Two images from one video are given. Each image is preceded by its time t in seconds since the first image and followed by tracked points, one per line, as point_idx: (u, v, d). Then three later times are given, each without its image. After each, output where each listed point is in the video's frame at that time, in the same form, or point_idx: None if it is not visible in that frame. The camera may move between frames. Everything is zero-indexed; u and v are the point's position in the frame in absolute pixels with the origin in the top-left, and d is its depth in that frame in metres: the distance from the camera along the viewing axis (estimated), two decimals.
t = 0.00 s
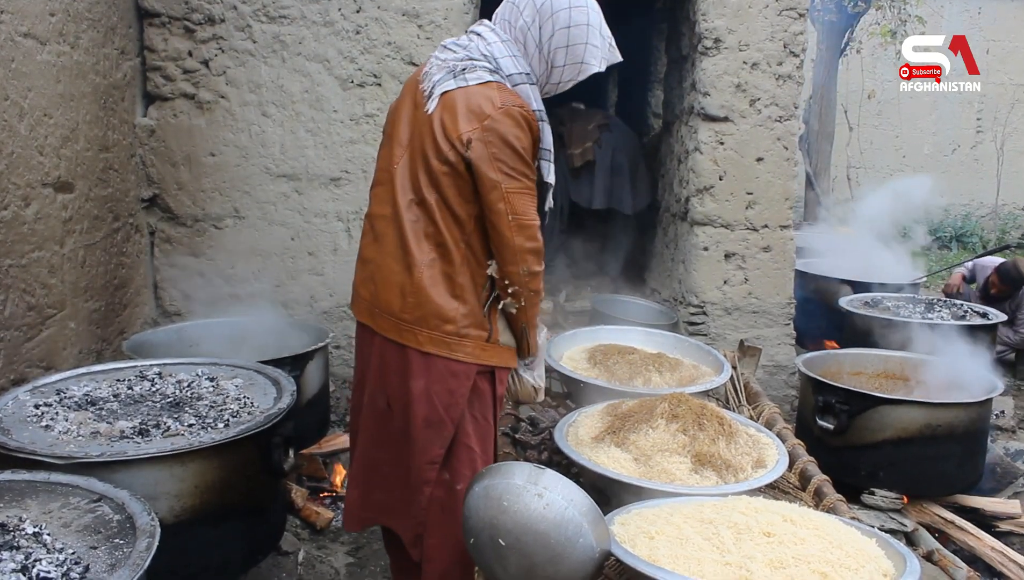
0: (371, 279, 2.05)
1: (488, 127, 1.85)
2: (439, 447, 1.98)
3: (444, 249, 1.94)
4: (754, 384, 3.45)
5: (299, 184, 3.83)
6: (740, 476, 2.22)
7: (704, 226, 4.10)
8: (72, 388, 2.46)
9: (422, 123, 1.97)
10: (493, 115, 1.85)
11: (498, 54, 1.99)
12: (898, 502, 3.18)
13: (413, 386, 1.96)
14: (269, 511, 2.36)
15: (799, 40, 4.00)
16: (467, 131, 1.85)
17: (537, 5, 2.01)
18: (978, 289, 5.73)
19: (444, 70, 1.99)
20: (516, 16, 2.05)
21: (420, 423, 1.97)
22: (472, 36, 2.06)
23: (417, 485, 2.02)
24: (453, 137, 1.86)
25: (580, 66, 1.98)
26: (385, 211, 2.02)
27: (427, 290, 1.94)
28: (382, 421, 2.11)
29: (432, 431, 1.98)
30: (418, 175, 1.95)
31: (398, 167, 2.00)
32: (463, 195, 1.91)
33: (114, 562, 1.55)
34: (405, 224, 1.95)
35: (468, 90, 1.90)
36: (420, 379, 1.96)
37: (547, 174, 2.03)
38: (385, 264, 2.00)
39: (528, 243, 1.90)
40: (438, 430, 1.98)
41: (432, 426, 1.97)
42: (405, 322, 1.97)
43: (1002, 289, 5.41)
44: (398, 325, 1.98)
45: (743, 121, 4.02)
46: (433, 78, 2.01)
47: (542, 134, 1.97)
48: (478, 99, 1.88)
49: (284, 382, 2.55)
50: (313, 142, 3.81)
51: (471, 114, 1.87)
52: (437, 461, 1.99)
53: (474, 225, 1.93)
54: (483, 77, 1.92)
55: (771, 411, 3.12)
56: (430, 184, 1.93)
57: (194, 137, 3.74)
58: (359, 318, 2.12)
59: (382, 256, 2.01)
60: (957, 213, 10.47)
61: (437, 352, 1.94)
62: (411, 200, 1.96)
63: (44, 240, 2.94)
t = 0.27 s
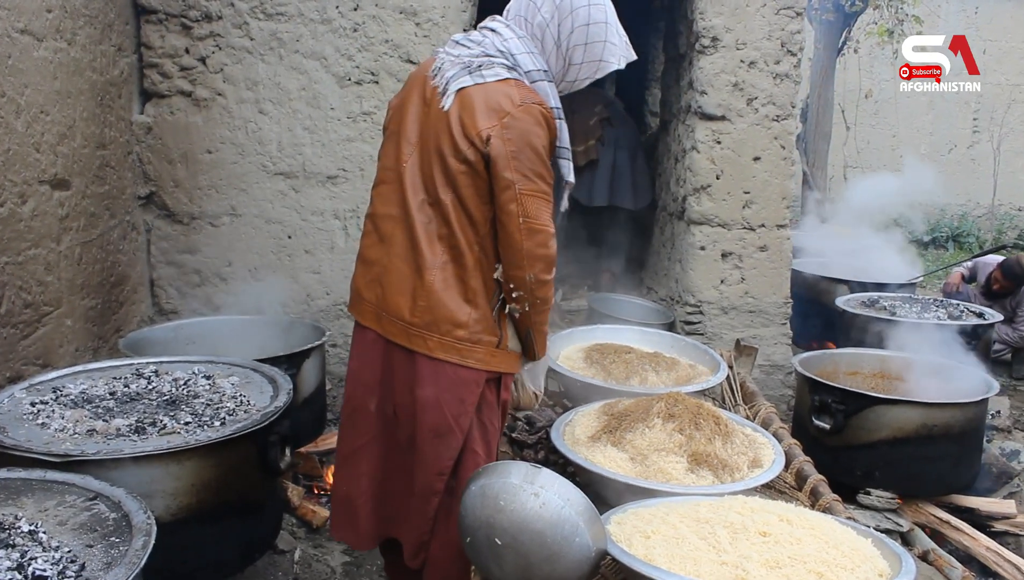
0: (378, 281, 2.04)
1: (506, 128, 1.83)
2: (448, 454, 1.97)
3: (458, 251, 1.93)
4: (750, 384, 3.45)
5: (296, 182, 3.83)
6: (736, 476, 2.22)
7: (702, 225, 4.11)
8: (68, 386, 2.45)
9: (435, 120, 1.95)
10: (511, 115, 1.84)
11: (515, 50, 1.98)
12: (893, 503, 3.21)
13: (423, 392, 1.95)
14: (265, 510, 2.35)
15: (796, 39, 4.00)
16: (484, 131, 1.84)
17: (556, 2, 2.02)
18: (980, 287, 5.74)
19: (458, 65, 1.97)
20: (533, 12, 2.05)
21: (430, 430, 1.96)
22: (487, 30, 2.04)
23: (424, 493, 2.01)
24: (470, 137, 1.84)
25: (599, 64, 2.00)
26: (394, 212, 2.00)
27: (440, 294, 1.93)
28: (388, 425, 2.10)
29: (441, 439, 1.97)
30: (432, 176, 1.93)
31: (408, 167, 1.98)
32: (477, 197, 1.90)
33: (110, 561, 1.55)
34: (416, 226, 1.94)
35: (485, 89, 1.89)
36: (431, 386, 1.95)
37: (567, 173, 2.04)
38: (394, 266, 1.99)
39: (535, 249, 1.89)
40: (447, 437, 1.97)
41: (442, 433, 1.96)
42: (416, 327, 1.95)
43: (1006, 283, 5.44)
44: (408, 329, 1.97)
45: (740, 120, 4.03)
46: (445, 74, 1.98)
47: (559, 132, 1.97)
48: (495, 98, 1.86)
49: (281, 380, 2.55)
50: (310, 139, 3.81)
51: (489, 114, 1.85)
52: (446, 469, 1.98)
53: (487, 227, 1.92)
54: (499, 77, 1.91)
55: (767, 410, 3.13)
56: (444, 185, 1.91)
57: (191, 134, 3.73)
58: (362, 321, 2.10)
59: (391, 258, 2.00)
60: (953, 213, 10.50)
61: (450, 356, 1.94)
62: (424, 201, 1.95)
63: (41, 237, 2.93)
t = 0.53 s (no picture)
0: (392, 285, 2.02)
1: (532, 126, 1.83)
2: (469, 457, 1.98)
3: (480, 253, 1.93)
4: (749, 385, 3.45)
5: (295, 184, 3.83)
6: (735, 477, 2.22)
7: (701, 226, 4.11)
8: (68, 388, 2.45)
9: (454, 120, 1.93)
10: (537, 115, 1.85)
11: (534, 52, 1.99)
12: (892, 504, 3.21)
13: (444, 396, 1.96)
14: (265, 512, 2.35)
15: (795, 41, 4.01)
16: (512, 131, 1.84)
17: (570, 6, 2.06)
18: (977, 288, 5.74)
19: (477, 66, 1.95)
20: (546, 15, 2.07)
21: (452, 434, 1.97)
22: (502, 32, 2.04)
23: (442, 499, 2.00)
24: (498, 137, 1.84)
25: (612, 65, 2.08)
26: (409, 214, 1.98)
27: (464, 295, 1.93)
28: (402, 430, 2.09)
29: (463, 442, 1.97)
30: (453, 177, 1.92)
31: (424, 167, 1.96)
32: (500, 197, 1.89)
33: (110, 563, 1.54)
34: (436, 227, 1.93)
35: (509, 88, 1.88)
36: (452, 390, 1.96)
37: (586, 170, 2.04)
38: (411, 268, 1.97)
39: (547, 246, 1.84)
40: (469, 440, 1.98)
41: (464, 437, 1.97)
42: (438, 330, 1.94)
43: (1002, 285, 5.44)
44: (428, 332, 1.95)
45: (739, 122, 4.03)
46: (463, 73, 1.96)
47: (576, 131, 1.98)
48: (520, 97, 1.86)
49: (280, 382, 2.55)
50: (309, 141, 3.80)
51: (516, 112, 1.85)
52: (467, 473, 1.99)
53: (509, 227, 1.93)
54: (521, 76, 1.91)
55: (767, 411, 3.13)
56: (467, 185, 1.90)
57: (191, 136, 3.73)
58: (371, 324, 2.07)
59: (406, 260, 1.98)
60: (952, 214, 10.51)
61: (474, 357, 1.95)
62: (445, 202, 1.94)
63: (40, 239, 2.93)
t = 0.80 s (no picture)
0: (405, 284, 2.03)
1: (560, 127, 1.91)
2: (484, 451, 2.03)
3: (503, 250, 1.98)
4: (749, 387, 3.46)
5: (294, 187, 3.83)
6: (735, 480, 2.23)
7: (700, 228, 4.11)
8: (67, 391, 2.45)
9: (473, 121, 1.97)
10: (563, 116, 1.92)
11: (546, 60, 2.04)
12: (893, 505, 3.24)
13: (459, 392, 2.00)
14: (264, 515, 2.35)
15: (793, 43, 4.01)
16: (541, 130, 1.90)
17: (576, 18, 2.10)
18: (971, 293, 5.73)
19: (497, 70, 2.00)
20: (553, 24, 2.10)
21: (468, 429, 2.01)
22: (513, 40, 2.07)
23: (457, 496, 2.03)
24: (526, 136, 1.90)
25: (608, 76, 2.15)
26: (424, 213, 2.00)
27: (487, 292, 1.97)
28: (413, 431, 2.10)
29: (479, 436, 2.02)
30: (474, 176, 1.96)
31: (442, 167, 1.99)
32: (526, 195, 1.95)
33: (109, 567, 1.54)
34: (456, 224, 1.96)
35: (532, 91, 1.95)
36: (466, 385, 2.00)
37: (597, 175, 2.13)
38: (426, 266, 1.99)
39: (596, 238, 1.91)
40: (483, 434, 2.03)
41: (479, 431, 2.02)
42: (458, 325, 1.97)
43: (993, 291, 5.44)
44: (447, 329, 1.98)
45: (738, 124, 4.04)
46: (482, 76, 2.00)
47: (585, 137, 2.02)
48: (545, 100, 1.93)
49: (280, 385, 2.55)
50: (308, 144, 3.81)
51: (542, 113, 1.92)
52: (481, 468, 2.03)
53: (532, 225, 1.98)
54: (541, 80, 1.98)
55: (766, 414, 3.13)
56: (490, 184, 1.95)
57: (190, 139, 3.74)
58: (379, 323, 2.06)
59: (422, 258, 1.99)
60: (951, 215, 10.53)
61: (495, 352, 1.99)
62: (466, 201, 1.97)
63: (39, 243, 2.93)
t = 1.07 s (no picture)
0: (414, 280, 2.03)
1: (575, 132, 2.03)
2: (489, 446, 2.09)
3: (516, 248, 2.04)
4: (748, 387, 3.46)
5: (293, 187, 3.83)
6: (734, 479, 2.23)
7: (699, 228, 4.12)
8: (67, 392, 2.45)
9: (490, 121, 2.01)
10: (576, 123, 2.04)
11: (554, 69, 2.14)
12: (892, 505, 3.24)
13: (465, 389, 2.03)
14: (264, 515, 2.36)
15: (792, 43, 4.01)
16: (559, 134, 2.01)
17: (578, 32, 2.21)
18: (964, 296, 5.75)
19: (511, 75, 2.06)
20: (557, 35, 2.19)
21: (475, 425, 2.06)
22: (520, 47, 2.14)
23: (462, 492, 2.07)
24: (543, 140, 1.99)
25: (600, 89, 2.27)
26: (437, 210, 2.02)
27: (502, 288, 2.03)
28: (418, 429, 2.11)
29: (484, 431, 2.08)
30: (489, 176, 2.01)
31: (457, 166, 2.02)
32: (541, 197, 2.06)
33: (109, 567, 1.54)
34: (472, 222, 2.00)
35: (547, 98, 2.04)
36: (471, 382, 2.04)
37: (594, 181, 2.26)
38: (439, 263, 2.00)
39: (612, 234, 2.12)
40: (488, 429, 2.09)
41: (485, 426, 2.08)
42: (472, 321, 2.01)
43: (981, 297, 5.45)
44: (461, 325, 2.01)
45: (737, 125, 4.04)
46: (497, 80, 2.05)
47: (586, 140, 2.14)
48: (560, 107, 2.04)
49: (279, 385, 2.55)
50: (308, 145, 3.81)
51: (559, 118, 2.02)
52: (485, 462, 2.08)
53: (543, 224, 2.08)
54: (554, 89, 2.08)
55: (766, 414, 3.13)
56: (506, 183, 2.01)
57: (189, 140, 3.74)
58: (387, 319, 2.05)
59: (434, 255, 2.01)
60: (950, 215, 10.54)
61: (506, 348, 2.06)
62: (481, 198, 2.01)
63: (38, 243, 2.93)
